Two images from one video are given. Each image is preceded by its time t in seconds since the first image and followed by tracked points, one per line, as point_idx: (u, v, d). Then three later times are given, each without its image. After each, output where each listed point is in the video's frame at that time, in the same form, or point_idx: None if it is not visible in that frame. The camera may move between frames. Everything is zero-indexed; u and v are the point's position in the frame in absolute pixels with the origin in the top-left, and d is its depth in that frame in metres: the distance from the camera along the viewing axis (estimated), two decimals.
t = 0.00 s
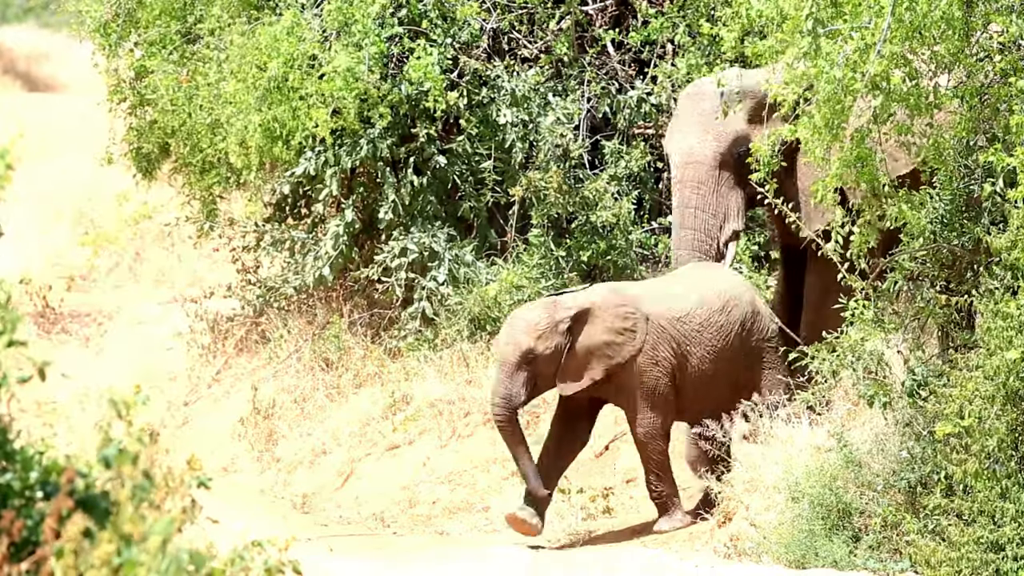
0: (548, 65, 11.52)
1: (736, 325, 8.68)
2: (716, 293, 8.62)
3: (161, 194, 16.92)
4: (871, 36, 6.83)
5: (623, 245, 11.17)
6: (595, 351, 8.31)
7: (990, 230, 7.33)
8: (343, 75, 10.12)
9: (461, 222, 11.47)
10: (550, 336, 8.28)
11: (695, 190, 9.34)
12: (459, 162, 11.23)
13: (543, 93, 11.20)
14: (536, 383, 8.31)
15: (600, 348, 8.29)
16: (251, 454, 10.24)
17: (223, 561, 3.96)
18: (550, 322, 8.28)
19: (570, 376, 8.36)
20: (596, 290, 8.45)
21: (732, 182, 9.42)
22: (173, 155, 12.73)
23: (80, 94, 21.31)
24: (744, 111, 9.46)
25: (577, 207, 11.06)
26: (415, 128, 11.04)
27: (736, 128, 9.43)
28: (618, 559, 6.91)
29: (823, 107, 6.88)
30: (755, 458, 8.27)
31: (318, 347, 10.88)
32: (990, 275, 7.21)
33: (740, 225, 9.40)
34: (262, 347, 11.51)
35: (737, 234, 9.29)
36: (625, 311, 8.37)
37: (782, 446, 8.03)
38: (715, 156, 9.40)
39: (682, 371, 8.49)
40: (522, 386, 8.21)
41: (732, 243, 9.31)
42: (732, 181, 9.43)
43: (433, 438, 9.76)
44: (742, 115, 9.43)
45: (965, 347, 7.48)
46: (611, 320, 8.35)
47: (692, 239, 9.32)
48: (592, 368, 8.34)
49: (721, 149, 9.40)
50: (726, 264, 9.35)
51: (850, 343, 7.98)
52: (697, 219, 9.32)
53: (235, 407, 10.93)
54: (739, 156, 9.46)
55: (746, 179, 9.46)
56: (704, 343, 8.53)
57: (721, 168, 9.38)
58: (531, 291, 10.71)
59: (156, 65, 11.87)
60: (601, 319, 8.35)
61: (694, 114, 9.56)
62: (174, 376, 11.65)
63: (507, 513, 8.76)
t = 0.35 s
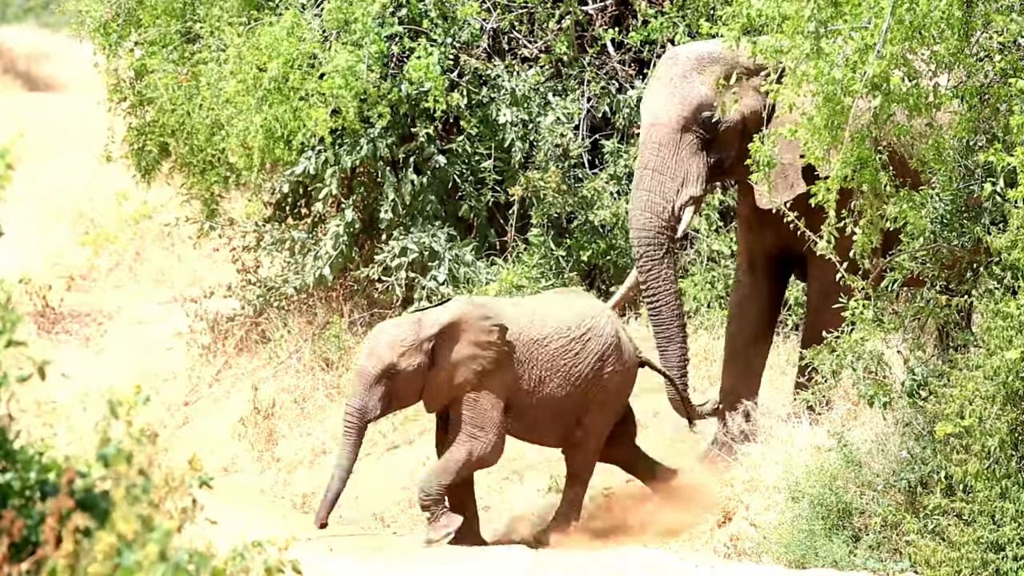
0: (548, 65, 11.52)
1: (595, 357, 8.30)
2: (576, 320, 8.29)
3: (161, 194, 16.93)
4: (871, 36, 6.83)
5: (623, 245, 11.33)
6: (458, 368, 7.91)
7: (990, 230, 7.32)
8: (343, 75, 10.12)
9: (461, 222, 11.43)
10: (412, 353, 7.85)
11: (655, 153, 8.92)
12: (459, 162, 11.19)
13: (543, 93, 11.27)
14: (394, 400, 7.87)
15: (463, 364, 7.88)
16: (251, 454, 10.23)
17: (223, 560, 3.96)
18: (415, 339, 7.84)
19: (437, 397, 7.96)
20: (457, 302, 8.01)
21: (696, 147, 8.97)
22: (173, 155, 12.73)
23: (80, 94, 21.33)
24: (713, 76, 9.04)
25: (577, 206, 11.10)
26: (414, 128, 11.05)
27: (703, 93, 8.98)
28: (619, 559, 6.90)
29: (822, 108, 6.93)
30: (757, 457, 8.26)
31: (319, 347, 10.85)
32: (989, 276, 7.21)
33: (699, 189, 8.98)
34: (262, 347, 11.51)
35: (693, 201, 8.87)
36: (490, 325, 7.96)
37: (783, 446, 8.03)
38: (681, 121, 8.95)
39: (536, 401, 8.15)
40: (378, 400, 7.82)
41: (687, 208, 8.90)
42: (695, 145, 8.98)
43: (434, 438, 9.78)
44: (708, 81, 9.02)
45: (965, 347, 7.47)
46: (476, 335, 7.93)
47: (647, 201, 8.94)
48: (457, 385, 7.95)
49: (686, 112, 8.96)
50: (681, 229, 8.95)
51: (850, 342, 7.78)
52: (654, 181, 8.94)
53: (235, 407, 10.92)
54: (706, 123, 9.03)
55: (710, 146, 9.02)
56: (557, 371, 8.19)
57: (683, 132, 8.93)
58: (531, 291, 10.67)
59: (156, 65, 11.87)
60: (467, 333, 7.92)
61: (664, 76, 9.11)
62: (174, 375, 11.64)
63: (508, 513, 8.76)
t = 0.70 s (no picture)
0: (548, 65, 11.53)
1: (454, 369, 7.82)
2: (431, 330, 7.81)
3: (162, 193, 16.94)
4: (871, 36, 6.82)
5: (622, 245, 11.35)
6: (303, 363, 7.49)
7: (990, 230, 7.31)
8: (343, 76, 10.12)
9: (461, 222, 11.45)
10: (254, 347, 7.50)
11: (622, 234, 8.35)
12: (459, 162, 11.18)
13: (543, 93, 11.28)
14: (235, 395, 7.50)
15: (304, 359, 7.48)
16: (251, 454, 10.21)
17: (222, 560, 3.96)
18: (255, 332, 7.49)
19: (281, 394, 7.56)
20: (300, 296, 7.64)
21: (663, 223, 8.39)
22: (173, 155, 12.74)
23: (81, 93, 21.35)
24: (671, 148, 8.39)
25: (577, 206, 11.10)
26: (414, 128, 11.05)
27: (664, 167, 8.36)
28: (619, 559, 6.90)
29: (823, 106, 6.87)
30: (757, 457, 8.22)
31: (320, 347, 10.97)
32: (990, 276, 7.20)
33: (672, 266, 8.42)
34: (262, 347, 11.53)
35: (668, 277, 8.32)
36: (335, 320, 7.57)
37: (782, 447, 8.02)
38: (642, 196, 8.35)
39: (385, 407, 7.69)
40: (218, 391, 7.44)
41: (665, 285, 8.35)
42: (662, 221, 8.40)
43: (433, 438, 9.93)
44: (668, 153, 8.38)
45: (964, 346, 7.47)
46: (322, 330, 7.53)
47: (621, 284, 8.41)
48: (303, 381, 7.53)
49: (651, 188, 8.35)
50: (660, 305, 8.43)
51: (851, 344, 7.75)
52: (626, 264, 8.38)
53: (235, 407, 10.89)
54: (669, 195, 8.40)
55: (677, 217, 8.45)
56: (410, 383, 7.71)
57: (650, 210, 8.35)
58: (531, 291, 10.86)
59: (156, 65, 11.87)
60: (310, 328, 7.52)
61: (618, 151, 8.46)
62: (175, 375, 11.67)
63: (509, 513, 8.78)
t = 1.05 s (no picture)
0: (548, 65, 11.52)
1: (313, 366, 8.23)
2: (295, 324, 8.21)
3: (162, 193, 16.96)
4: (872, 36, 6.82)
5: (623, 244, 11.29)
6: (171, 359, 7.64)
7: (990, 229, 7.30)
8: (343, 75, 10.13)
9: (461, 222, 11.45)
10: (124, 345, 7.55)
11: (598, 228, 8.24)
12: (459, 162, 11.19)
13: (543, 93, 11.25)
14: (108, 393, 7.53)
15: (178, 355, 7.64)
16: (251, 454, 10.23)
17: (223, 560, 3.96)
18: (126, 329, 7.54)
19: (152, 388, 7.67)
20: (168, 293, 7.73)
21: (640, 221, 8.27)
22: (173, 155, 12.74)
23: (81, 93, 21.36)
24: (655, 147, 8.25)
25: (577, 205, 11.11)
26: (414, 128, 11.07)
27: (646, 166, 8.22)
28: (619, 559, 6.89)
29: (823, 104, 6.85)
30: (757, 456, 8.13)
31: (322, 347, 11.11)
32: (990, 275, 7.20)
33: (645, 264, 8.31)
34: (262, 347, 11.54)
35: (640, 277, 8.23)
36: (205, 317, 7.73)
37: (782, 446, 7.98)
38: (623, 191, 8.21)
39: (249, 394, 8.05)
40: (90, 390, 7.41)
41: (634, 284, 8.25)
42: (640, 217, 8.28)
43: (433, 437, 9.92)
44: (651, 152, 8.24)
45: (965, 346, 7.47)
46: (193, 326, 7.70)
47: (593, 277, 8.31)
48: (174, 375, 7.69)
49: (632, 184, 8.22)
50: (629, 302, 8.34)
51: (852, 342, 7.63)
52: (600, 257, 8.28)
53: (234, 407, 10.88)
54: (648, 193, 8.27)
55: (655, 215, 8.32)
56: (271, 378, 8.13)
57: (628, 207, 8.23)
58: (531, 291, 10.85)
59: (156, 65, 11.86)
60: (180, 323, 7.67)
61: (600, 145, 8.30)
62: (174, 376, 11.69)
63: (509, 510, 8.78)
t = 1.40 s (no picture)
0: (548, 65, 11.51)
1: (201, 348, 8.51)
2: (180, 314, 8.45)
3: (162, 194, 16.97)
4: (872, 37, 6.82)
5: (623, 245, 11.27)
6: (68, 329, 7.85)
7: (991, 229, 7.30)
8: (342, 74, 10.12)
9: (461, 221, 11.47)
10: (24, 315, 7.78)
11: (563, 181, 7.97)
12: (459, 162, 11.22)
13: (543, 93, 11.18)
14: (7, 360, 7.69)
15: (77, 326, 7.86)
16: (250, 455, 10.21)
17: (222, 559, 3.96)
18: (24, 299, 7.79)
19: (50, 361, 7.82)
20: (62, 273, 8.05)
21: (606, 176, 8.07)
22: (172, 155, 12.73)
23: (81, 93, 21.37)
24: (625, 105, 8.15)
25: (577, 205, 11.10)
26: (414, 128, 11.06)
27: (617, 120, 8.10)
28: (618, 559, 6.89)
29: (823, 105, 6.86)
30: (757, 458, 8.14)
31: (319, 348, 11.00)
32: (990, 275, 7.19)
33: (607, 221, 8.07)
34: (261, 347, 11.55)
35: (603, 232, 7.96)
36: (101, 289, 8.01)
37: (781, 447, 8.09)
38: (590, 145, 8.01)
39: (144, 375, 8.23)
40: None
41: (598, 238, 7.99)
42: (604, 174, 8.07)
43: (433, 437, 9.83)
44: (621, 109, 8.12)
45: (965, 346, 7.46)
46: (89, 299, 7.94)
47: (556, 230, 8.02)
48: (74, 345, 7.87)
49: (599, 140, 8.03)
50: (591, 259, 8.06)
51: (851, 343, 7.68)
52: (564, 210, 7.99)
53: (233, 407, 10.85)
54: (617, 148, 8.12)
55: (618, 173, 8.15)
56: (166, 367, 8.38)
57: (596, 161, 8.02)
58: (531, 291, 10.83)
59: (156, 65, 11.86)
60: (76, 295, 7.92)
61: (566, 102, 8.14)
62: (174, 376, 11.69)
63: (508, 511, 8.75)
